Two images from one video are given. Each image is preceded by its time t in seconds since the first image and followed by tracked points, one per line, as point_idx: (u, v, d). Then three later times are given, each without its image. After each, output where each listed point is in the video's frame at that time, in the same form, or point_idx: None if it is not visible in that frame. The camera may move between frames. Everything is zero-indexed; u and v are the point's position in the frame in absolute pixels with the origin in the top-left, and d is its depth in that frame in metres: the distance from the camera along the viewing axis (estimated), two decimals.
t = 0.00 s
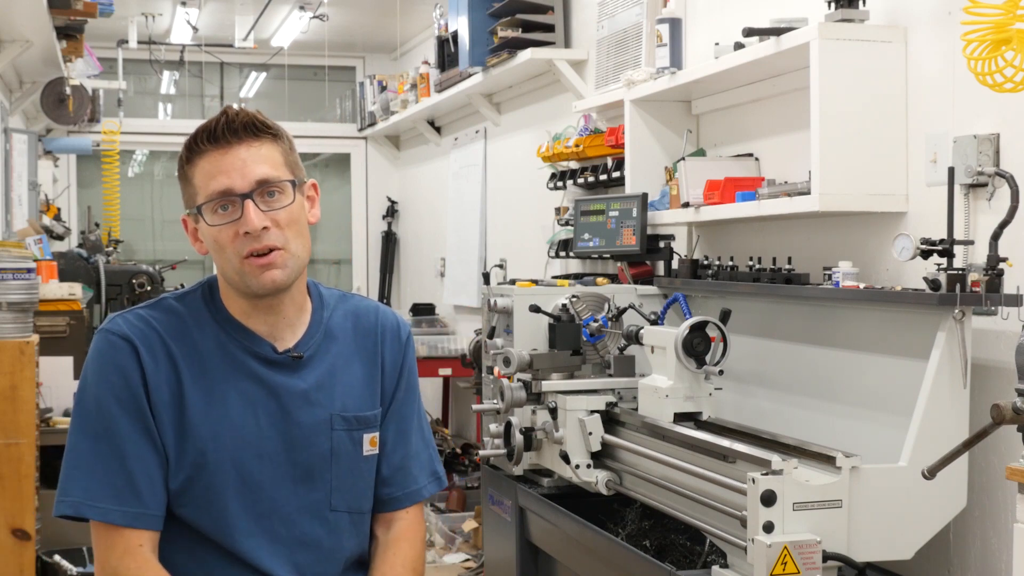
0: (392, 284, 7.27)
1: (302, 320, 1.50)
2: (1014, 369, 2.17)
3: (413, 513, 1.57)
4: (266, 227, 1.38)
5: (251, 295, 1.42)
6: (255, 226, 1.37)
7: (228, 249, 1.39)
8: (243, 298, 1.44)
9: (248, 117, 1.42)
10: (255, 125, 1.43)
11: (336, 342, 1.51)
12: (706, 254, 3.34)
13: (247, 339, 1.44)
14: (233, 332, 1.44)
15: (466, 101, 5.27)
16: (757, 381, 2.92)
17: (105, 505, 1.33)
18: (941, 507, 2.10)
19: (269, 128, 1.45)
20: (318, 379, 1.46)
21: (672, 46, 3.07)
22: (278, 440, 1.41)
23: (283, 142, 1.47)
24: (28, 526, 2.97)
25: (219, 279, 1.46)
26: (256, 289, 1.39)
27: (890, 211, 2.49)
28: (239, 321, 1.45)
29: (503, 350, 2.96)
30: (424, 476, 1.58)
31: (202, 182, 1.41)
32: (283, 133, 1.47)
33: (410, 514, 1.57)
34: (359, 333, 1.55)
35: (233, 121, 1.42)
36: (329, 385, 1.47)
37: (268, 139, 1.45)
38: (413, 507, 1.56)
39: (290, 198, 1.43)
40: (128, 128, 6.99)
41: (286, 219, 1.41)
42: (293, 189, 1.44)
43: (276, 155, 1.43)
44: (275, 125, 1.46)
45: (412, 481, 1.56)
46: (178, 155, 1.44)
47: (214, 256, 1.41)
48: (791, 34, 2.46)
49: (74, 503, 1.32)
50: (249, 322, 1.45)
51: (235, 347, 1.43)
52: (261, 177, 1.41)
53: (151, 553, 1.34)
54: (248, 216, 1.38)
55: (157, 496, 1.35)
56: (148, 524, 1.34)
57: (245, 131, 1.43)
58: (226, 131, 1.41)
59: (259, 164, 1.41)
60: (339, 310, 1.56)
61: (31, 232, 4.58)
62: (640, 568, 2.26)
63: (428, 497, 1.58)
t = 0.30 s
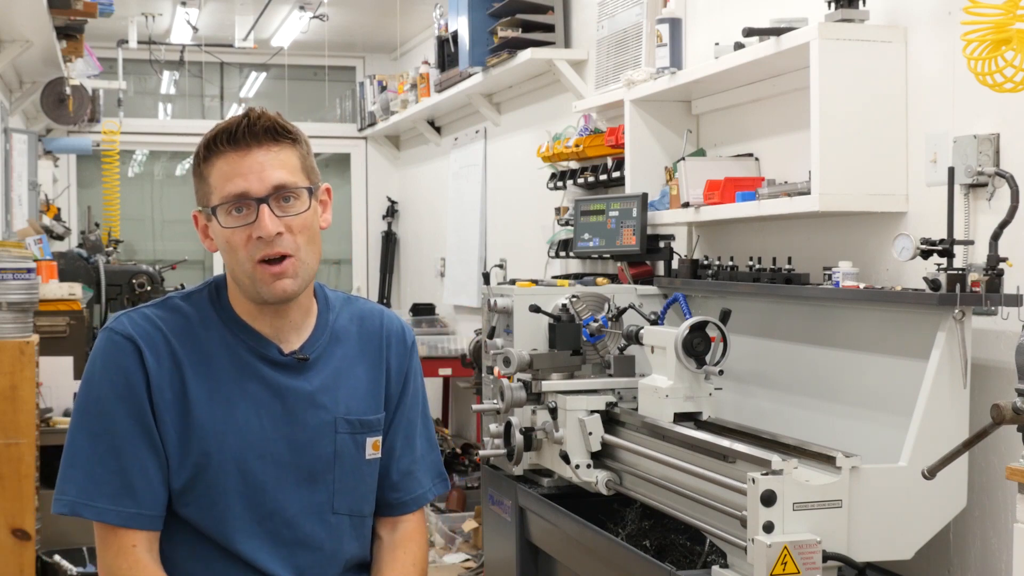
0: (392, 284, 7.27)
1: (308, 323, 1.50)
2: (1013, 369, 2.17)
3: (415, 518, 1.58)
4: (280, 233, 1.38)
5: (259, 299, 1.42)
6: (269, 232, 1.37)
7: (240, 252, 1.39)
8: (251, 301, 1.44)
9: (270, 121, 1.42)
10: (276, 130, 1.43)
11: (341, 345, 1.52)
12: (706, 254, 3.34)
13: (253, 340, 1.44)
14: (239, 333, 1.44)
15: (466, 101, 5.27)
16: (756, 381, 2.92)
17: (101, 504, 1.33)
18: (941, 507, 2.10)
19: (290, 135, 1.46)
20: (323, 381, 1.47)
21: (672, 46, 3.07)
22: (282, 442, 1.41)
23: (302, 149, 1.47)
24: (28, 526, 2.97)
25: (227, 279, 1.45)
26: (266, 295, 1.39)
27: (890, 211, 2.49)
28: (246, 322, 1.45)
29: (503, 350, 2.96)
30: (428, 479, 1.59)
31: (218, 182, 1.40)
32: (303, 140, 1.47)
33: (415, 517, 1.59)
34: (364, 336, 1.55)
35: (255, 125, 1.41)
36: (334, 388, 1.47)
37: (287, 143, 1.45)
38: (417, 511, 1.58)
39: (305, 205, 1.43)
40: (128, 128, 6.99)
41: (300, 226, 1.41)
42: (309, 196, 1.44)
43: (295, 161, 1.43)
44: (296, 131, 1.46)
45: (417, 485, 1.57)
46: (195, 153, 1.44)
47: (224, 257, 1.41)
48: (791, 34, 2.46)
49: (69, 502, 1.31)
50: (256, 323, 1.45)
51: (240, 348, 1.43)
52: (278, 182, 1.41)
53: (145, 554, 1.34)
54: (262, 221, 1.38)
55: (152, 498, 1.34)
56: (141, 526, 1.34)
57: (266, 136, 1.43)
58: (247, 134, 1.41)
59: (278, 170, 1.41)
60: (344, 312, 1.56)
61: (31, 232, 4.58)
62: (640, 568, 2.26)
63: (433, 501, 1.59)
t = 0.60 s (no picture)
0: (392, 284, 7.27)
1: (308, 324, 1.50)
2: (1013, 369, 2.17)
3: (416, 518, 1.58)
4: (280, 235, 1.38)
5: (259, 300, 1.42)
6: (270, 234, 1.37)
7: (240, 254, 1.38)
8: (252, 302, 1.44)
9: (272, 123, 1.42)
10: (277, 131, 1.42)
11: (342, 345, 1.52)
12: (706, 254, 3.34)
13: (253, 341, 1.44)
14: (239, 334, 1.44)
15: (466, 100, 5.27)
16: (757, 381, 2.92)
17: (100, 505, 1.32)
18: (941, 507, 2.10)
19: (292, 136, 1.45)
20: (324, 382, 1.46)
21: (672, 47, 3.07)
22: (282, 443, 1.41)
23: (303, 151, 1.47)
24: (28, 526, 2.97)
25: (228, 281, 1.45)
26: (266, 296, 1.39)
27: (890, 211, 2.49)
28: (246, 323, 1.45)
29: (503, 350, 2.96)
30: (429, 479, 1.59)
31: (219, 183, 1.40)
32: (304, 141, 1.47)
33: (415, 517, 1.58)
34: (365, 336, 1.55)
35: (257, 126, 1.41)
36: (334, 388, 1.47)
37: (288, 145, 1.44)
38: (417, 510, 1.58)
39: (306, 206, 1.43)
40: (128, 128, 6.99)
41: (301, 227, 1.41)
42: (310, 198, 1.44)
43: (296, 162, 1.43)
44: (297, 133, 1.46)
45: (417, 486, 1.57)
46: (196, 154, 1.44)
47: (224, 258, 1.41)
48: (791, 34, 2.46)
49: (71, 503, 1.31)
50: (256, 324, 1.45)
51: (240, 349, 1.43)
52: (279, 184, 1.40)
53: (146, 554, 1.34)
54: (263, 223, 1.38)
55: (150, 497, 1.34)
56: (140, 527, 1.34)
57: (267, 138, 1.42)
58: (248, 136, 1.41)
59: (279, 171, 1.41)
60: (345, 312, 1.56)
61: (31, 232, 4.58)
62: (639, 568, 2.26)
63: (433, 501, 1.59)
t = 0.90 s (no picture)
0: (392, 284, 7.27)
1: (307, 322, 1.50)
2: (1013, 369, 2.17)
3: (421, 516, 1.59)
4: (280, 233, 1.38)
5: (258, 299, 1.41)
6: (269, 231, 1.37)
7: (238, 252, 1.38)
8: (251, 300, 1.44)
9: (270, 121, 1.42)
10: (276, 130, 1.43)
11: (342, 342, 1.52)
12: (706, 254, 3.34)
13: (254, 338, 1.44)
14: (239, 331, 1.44)
15: (466, 100, 5.27)
16: (757, 381, 2.92)
17: (97, 503, 1.32)
18: (941, 507, 2.10)
19: (291, 135, 1.45)
20: (325, 380, 1.46)
21: (672, 46, 3.08)
22: (283, 441, 1.41)
23: (302, 150, 1.47)
24: (28, 526, 2.97)
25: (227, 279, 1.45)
26: (264, 294, 1.39)
27: (890, 211, 2.49)
28: (246, 321, 1.45)
29: (503, 350, 2.96)
30: (432, 476, 1.59)
31: (217, 182, 1.40)
32: (303, 141, 1.47)
33: (420, 515, 1.59)
34: (366, 333, 1.55)
35: (255, 125, 1.41)
36: (336, 386, 1.47)
37: (287, 144, 1.45)
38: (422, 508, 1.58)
39: (305, 205, 1.43)
40: (128, 128, 6.99)
41: (300, 226, 1.41)
42: (309, 196, 1.44)
43: (295, 160, 1.43)
44: (296, 132, 1.46)
45: (420, 483, 1.57)
46: (194, 152, 1.43)
47: (223, 256, 1.41)
48: (791, 34, 2.46)
49: (67, 500, 1.31)
50: (255, 323, 1.45)
51: (241, 347, 1.43)
52: (278, 182, 1.40)
53: (142, 553, 1.34)
54: (262, 220, 1.38)
55: (149, 496, 1.34)
56: (139, 526, 1.34)
57: (266, 136, 1.42)
58: (247, 134, 1.41)
59: (278, 169, 1.41)
60: (346, 309, 1.56)
61: (31, 232, 4.58)
62: (640, 568, 2.26)
63: (437, 498, 1.59)
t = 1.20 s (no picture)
0: (392, 284, 7.27)
1: (309, 327, 1.50)
2: (1013, 369, 2.17)
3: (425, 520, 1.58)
4: (290, 248, 1.38)
5: (263, 308, 1.41)
6: (280, 245, 1.37)
7: (248, 261, 1.38)
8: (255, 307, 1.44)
9: (292, 134, 1.42)
10: (297, 143, 1.42)
11: (343, 346, 1.52)
12: (706, 254, 3.34)
13: (254, 341, 1.44)
14: (239, 334, 1.44)
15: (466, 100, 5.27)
16: (756, 381, 2.92)
17: (94, 502, 1.32)
18: (941, 507, 2.10)
19: (309, 149, 1.45)
20: (324, 384, 1.47)
21: (672, 46, 3.07)
22: (282, 444, 1.41)
23: (319, 164, 1.47)
24: (28, 526, 2.97)
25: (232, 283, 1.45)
26: (269, 305, 1.39)
27: (890, 211, 2.49)
28: (247, 325, 1.44)
29: (503, 350, 2.96)
30: (433, 479, 1.60)
31: (232, 188, 1.40)
32: (321, 155, 1.47)
33: (422, 518, 1.58)
34: (367, 337, 1.56)
35: (276, 137, 1.41)
36: (335, 390, 1.47)
37: (306, 157, 1.44)
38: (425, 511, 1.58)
39: (318, 220, 1.43)
40: (128, 128, 6.99)
41: (311, 242, 1.41)
42: (322, 211, 1.44)
43: (312, 175, 1.43)
44: (316, 146, 1.46)
45: (422, 486, 1.57)
46: (211, 153, 1.43)
47: (230, 262, 1.41)
48: (791, 34, 2.46)
49: (64, 499, 1.31)
50: (257, 327, 1.45)
51: (240, 349, 1.43)
52: (293, 196, 1.40)
53: (138, 552, 1.34)
54: (274, 234, 1.38)
55: (146, 496, 1.34)
56: (136, 527, 1.33)
57: (286, 148, 1.42)
58: (267, 144, 1.41)
59: (295, 183, 1.41)
60: (347, 313, 1.56)
61: (31, 232, 4.58)
62: (639, 568, 2.26)
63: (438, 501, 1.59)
